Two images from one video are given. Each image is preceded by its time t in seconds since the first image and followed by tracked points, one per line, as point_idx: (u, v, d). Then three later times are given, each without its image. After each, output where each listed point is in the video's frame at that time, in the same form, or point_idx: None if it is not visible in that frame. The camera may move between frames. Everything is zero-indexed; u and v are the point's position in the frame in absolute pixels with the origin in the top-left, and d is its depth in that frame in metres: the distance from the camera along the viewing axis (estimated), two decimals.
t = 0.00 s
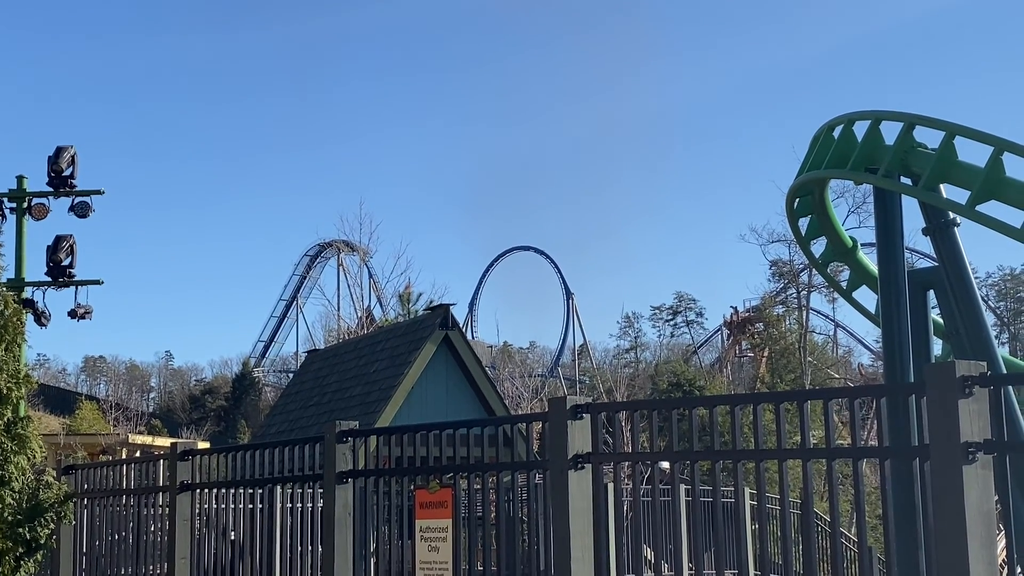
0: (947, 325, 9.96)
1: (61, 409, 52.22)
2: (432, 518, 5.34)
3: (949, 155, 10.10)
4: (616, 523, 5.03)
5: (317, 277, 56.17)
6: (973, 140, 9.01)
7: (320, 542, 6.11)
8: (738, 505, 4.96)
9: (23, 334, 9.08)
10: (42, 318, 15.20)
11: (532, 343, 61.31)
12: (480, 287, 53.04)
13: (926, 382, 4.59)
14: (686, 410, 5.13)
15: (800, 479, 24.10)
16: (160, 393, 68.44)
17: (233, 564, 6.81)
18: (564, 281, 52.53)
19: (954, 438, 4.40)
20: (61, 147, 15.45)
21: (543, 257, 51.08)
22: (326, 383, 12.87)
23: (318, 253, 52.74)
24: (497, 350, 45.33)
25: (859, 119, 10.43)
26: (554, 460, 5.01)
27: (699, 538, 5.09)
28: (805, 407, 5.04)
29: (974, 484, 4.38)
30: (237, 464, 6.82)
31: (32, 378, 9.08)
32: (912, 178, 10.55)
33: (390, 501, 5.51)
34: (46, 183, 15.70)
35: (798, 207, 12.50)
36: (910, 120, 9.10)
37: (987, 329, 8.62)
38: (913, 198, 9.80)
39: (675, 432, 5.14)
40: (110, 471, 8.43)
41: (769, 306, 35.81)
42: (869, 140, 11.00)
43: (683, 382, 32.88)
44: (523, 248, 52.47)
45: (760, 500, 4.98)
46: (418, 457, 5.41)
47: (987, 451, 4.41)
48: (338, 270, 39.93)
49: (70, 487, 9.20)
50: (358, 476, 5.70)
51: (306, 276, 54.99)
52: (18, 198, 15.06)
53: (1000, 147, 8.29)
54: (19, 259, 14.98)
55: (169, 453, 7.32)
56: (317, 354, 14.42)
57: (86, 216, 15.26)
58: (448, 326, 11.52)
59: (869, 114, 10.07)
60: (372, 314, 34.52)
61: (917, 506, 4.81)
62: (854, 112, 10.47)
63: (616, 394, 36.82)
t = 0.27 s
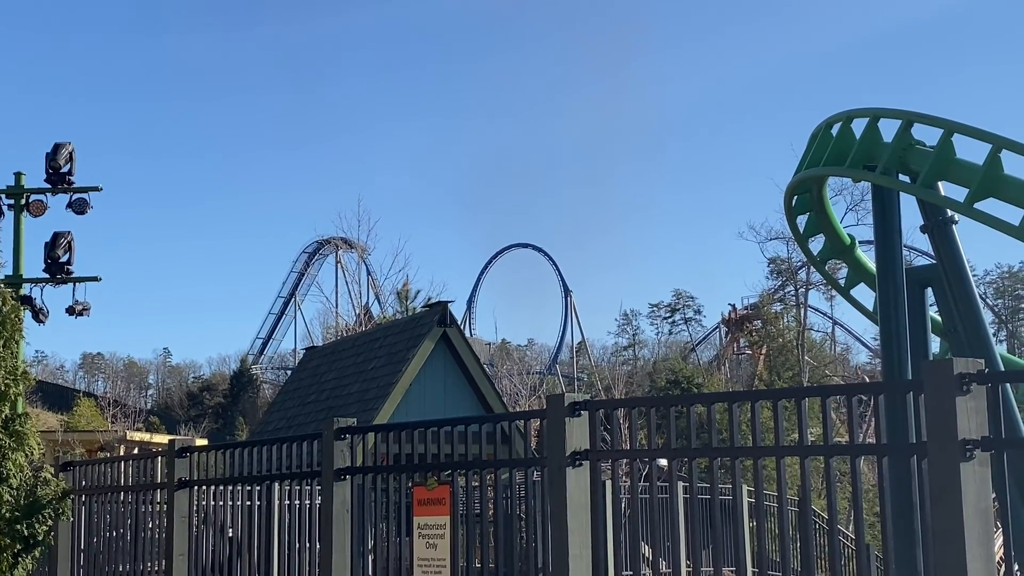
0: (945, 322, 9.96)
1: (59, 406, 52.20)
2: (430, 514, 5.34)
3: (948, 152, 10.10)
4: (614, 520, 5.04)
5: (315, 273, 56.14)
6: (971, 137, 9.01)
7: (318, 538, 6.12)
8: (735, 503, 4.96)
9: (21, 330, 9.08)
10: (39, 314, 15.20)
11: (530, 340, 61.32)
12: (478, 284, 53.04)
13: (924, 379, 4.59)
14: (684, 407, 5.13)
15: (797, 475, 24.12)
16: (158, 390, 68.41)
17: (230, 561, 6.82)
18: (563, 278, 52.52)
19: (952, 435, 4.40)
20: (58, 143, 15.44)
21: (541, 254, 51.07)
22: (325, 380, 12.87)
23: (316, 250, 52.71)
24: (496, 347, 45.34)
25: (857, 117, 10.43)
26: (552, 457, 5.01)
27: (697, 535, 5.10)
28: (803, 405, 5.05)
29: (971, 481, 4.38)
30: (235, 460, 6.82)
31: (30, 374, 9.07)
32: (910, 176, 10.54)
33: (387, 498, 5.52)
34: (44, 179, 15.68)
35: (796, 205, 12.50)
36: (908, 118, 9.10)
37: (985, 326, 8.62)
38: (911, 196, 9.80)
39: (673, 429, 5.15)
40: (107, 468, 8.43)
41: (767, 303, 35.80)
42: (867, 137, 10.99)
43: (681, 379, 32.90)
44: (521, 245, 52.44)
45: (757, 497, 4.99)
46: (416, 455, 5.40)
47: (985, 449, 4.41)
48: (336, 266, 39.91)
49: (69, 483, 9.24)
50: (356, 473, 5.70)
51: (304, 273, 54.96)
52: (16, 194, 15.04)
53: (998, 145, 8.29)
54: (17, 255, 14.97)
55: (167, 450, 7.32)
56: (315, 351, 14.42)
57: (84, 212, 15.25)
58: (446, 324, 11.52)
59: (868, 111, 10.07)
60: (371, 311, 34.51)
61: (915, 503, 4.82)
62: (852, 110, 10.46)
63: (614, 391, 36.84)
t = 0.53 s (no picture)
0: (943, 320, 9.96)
1: (57, 403, 52.22)
2: (429, 512, 5.34)
3: (947, 150, 10.09)
4: (612, 518, 5.04)
5: (315, 271, 56.15)
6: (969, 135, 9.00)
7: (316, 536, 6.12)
8: (735, 501, 4.96)
9: (19, 328, 9.08)
10: (38, 312, 15.20)
11: (529, 337, 61.33)
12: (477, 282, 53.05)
13: (922, 377, 4.60)
14: (683, 405, 5.13)
15: (796, 474, 24.14)
16: (157, 387, 68.44)
17: (229, 559, 6.82)
18: (562, 276, 52.53)
19: (950, 434, 4.40)
20: (57, 141, 15.43)
21: (540, 252, 51.07)
22: (323, 378, 12.87)
23: (315, 247, 52.71)
24: (495, 344, 45.36)
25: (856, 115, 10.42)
26: (551, 455, 5.01)
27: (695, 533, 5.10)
28: (802, 403, 5.05)
29: (969, 479, 4.39)
30: (234, 458, 6.82)
31: (29, 372, 9.08)
32: (909, 174, 10.54)
33: (386, 496, 5.52)
34: (43, 177, 15.68)
35: (794, 202, 12.50)
36: (906, 116, 9.09)
37: (983, 325, 8.61)
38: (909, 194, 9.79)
39: (672, 427, 5.15)
40: (106, 466, 8.43)
41: (766, 301, 35.80)
42: (866, 135, 10.99)
43: (680, 377, 32.91)
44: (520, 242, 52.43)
45: (755, 496, 4.99)
46: (415, 452, 5.40)
47: (983, 447, 4.41)
48: (335, 264, 39.92)
49: (68, 482, 9.22)
50: (354, 471, 5.70)
51: (303, 270, 54.95)
52: (15, 192, 15.05)
53: (997, 142, 8.28)
54: (16, 253, 14.97)
55: (165, 448, 7.33)
56: (314, 348, 14.42)
57: (83, 210, 15.25)
58: (445, 321, 11.53)
59: (866, 109, 10.06)
60: (369, 308, 34.53)
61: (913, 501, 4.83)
62: (851, 108, 10.45)
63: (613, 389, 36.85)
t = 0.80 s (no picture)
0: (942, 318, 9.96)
1: (56, 402, 52.19)
2: (428, 511, 5.34)
3: (946, 149, 10.09)
4: (611, 517, 5.04)
5: (314, 270, 56.14)
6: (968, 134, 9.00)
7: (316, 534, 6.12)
8: (734, 500, 4.96)
9: (19, 327, 9.07)
10: (37, 311, 15.19)
11: (528, 337, 61.32)
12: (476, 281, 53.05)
13: (921, 376, 4.60)
14: (682, 404, 5.13)
15: (795, 473, 24.13)
16: (156, 387, 68.44)
17: (228, 558, 6.82)
18: (561, 275, 52.52)
19: (949, 432, 4.40)
20: (56, 140, 15.43)
21: (539, 251, 51.06)
22: (323, 377, 12.86)
23: (314, 247, 52.71)
24: (494, 344, 45.35)
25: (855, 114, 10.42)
26: (550, 453, 5.01)
27: (695, 532, 5.10)
28: (801, 402, 5.05)
29: (968, 477, 4.39)
30: (233, 457, 6.81)
31: (28, 371, 9.07)
32: (908, 173, 10.54)
33: (385, 494, 5.52)
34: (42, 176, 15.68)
35: (794, 201, 12.50)
36: (905, 115, 9.10)
37: (982, 322, 8.62)
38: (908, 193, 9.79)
39: (671, 426, 5.15)
40: (105, 464, 8.43)
41: (765, 301, 35.80)
42: (865, 134, 10.99)
43: (679, 376, 32.90)
44: (519, 242, 52.40)
45: (755, 495, 4.99)
46: (414, 451, 5.40)
47: (982, 445, 4.41)
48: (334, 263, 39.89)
49: (66, 480, 9.22)
50: (354, 469, 5.70)
51: (302, 270, 54.93)
52: (14, 191, 15.04)
53: (996, 141, 8.28)
54: (15, 252, 14.97)
55: (164, 447, 7.32)
56: (313, 347, 14.42)
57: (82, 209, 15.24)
58: (444, 320, 11.53)
59: (866, 108, 10.06)
60: (368, 307, 34.52)
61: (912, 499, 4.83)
62: (850, 106, 10.45)
63: (613, 388, 36.84)
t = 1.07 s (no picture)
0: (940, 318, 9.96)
1: (56, 402, 52.19)
2: (427, 511, 5.34)
3: (945, 148, 10.09)
4: (611, 517, 5.04)
5: (313, 270, 56.14)
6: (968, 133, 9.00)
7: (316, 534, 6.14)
8: (733, 500, 4.96)
9: (18, 326, 9.07)
10: (37, 311, 15.19)
11: (528, 336, 61.31)
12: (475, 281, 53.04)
13: (920, 375, 4.60)
14: (681, 404, 5.13)
15: (795, 473, 24.12)
16: (155, 387, 68.45)
17: (227, 557, 6.82)
18: (561, 274, 52.51)
19: (948, 432, 4.40)
20: (56, 140, 15.44)
21: (538, 250, 51.05)
22: (322, 377, 12.86)
23: (314, 246, 52.68)
24: (494, 344, 45.34)
25: (854, 113, 10.42)
26: (549, 454, 5.02)
27: (694, 532, 5.09)
28: (800, 402, 5.05)
29: (967, 477, 4.39)
30: (232, 457, 6.81)
31: (28, 371, 9.07)
32: (907, 172, 10.53)
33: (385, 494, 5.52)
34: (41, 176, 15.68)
35: (793, 201, 12.49)
36: (905, 114, 9.09)
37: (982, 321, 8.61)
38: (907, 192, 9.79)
39: (670, 426, 5.15)
40: (104, 464, 8.43)
41: (765, 300, 35.79)
42: (864, 134, 10.98)
43: (679, 376, 32.89)
44: (519, 241, 52.37)
45: (754, 495, 4.99)
46: (413, 451, 5.40)
47: (981, 445, 4.42)
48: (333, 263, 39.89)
49: (66, 481, 9.19)
50: (353, 469, 5.70)
51: (302, 269, 54.92)
52: (13, 191, 15.05)
53: (995, 141, 8.27)
54: (14, 251, 14.97)
55: (164, 447, 7.33)
56: (312, 347, 14.42)
57: (81, 209, 15.24)
58: (443, 320, 11.53)
59: (865, 108, 10.05)
60: (367, 307, 34.51)
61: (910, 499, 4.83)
62: (850, 106, 10.44)
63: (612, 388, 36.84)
